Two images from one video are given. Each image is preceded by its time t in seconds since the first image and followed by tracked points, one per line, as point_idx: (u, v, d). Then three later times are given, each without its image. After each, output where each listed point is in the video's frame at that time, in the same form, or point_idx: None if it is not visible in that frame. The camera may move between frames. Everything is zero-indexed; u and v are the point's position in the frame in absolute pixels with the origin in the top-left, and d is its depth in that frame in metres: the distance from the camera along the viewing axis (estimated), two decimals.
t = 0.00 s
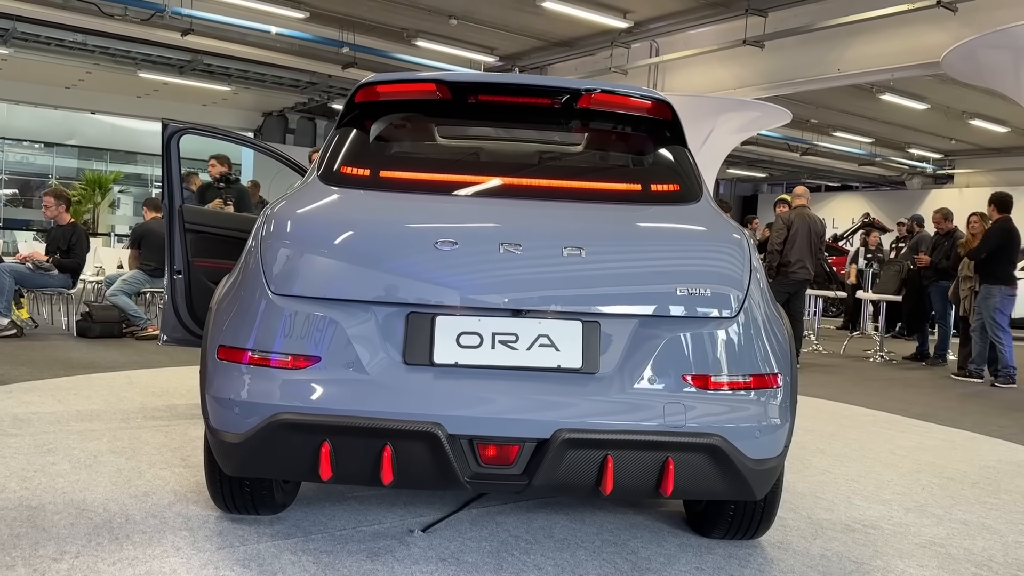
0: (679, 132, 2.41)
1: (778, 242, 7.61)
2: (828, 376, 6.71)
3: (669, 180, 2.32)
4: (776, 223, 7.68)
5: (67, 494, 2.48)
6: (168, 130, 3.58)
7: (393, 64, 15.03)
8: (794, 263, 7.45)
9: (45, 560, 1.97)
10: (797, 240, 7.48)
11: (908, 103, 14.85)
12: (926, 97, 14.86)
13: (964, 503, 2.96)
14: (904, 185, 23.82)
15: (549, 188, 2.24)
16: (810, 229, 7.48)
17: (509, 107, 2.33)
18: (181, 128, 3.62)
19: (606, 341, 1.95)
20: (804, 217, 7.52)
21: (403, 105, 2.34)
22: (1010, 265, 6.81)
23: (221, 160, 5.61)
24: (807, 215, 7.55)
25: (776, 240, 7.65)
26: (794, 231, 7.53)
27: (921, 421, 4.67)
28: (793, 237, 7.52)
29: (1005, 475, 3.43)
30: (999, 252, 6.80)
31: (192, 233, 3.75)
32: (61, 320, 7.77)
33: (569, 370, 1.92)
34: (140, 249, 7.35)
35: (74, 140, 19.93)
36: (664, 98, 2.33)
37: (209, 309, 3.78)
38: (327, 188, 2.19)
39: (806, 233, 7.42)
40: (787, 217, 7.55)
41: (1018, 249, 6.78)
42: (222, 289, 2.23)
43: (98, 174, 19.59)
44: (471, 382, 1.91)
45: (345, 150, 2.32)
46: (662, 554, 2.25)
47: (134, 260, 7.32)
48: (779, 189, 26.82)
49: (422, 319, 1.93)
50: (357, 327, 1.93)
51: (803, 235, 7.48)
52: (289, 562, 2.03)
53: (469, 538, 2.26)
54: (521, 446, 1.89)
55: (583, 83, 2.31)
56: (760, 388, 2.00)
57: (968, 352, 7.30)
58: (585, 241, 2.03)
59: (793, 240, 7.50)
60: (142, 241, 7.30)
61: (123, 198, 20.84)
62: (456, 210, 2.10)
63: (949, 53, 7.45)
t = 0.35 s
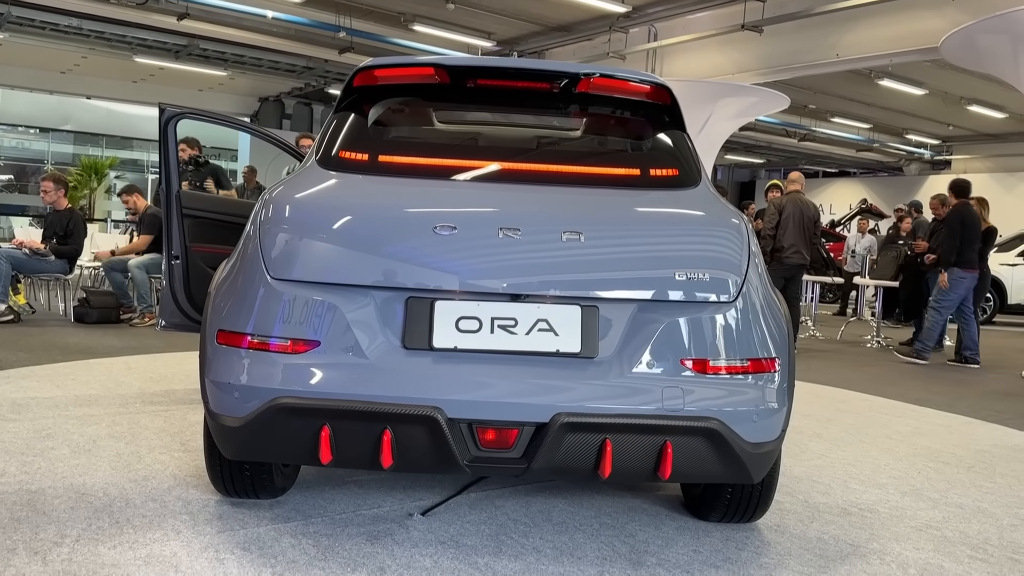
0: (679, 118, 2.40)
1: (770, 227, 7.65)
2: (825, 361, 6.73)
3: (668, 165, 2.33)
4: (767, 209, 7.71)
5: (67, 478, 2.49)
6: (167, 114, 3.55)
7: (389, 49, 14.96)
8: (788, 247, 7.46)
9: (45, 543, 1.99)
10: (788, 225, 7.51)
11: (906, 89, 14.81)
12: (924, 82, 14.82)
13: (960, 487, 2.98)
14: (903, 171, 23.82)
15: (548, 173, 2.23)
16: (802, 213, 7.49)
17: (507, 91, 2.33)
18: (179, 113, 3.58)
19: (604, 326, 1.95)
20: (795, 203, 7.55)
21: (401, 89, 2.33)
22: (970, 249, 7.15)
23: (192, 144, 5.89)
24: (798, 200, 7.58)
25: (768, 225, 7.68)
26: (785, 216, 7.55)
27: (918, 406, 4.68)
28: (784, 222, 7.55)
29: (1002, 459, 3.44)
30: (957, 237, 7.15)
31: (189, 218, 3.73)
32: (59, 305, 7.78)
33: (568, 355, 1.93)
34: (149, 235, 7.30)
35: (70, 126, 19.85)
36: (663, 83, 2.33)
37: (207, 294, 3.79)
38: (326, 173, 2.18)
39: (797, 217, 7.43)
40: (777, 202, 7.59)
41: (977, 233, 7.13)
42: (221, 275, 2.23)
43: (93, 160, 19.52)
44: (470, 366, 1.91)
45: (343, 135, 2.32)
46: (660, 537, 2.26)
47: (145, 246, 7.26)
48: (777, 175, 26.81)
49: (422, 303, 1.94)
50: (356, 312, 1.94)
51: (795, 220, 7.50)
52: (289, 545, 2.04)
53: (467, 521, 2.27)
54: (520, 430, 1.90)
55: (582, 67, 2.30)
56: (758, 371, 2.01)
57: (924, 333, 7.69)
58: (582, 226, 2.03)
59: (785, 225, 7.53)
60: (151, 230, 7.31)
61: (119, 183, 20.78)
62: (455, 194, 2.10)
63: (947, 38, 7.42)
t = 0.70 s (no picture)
0: (684, 84, 2.36)
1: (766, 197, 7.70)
2: (828, 331, 6.72)
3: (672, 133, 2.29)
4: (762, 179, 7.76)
5: (70, 448, 2.48)
6: (164, 82, 3.50)
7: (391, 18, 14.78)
8: (781, 216, 7.51)
9: (48, 512, 1.99)
10: (782, 194, 7.54)
11: (914, 56, 14.65)
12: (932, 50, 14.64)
13: (963, 455, 2.97)
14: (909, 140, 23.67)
15: (549, 141, 2.20)
16: (795, 181, 7.50)
17: (508, 55, 2.29)
18: (178, 81, 3.54)
19: (606, 295, 1.93)
20: (788, 170, 7.55)
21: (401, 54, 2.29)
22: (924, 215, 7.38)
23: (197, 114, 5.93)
24: (792, 168, 7.54)
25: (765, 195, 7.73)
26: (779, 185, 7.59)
27: (922, 375, 4.67)
28: (777, 190, 7.60)
29: (1006, 428, 3.43)
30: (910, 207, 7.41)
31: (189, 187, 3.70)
32: (62, 277, 7.78)
33: (569, 323, 1.92)
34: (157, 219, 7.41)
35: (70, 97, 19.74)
36: (668, 47, 2.29)
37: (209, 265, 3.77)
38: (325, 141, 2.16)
39: (788, 186, 7.46)
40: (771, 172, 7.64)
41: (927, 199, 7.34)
42: (220, 243, 2.21)
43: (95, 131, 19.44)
44: (471, 335, 1.90)
45: (341, 101, 2.28)
46: (662, 506, 2.26)
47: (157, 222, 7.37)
48: (782, 144, 26.65)
49: (422, 272, 1.92)
50: (356, 281, 1.92)
51: (789, 189, 7.53)
52: (291, 513, 2.04)
53: (470, 489, 2.27)
54: (522, 399, 1.89)
55: (585, 31, 2.26)
56: (761, 340, 2.00)
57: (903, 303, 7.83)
58: (584, 193, 2.01)
59: (779, 195, 7.57)
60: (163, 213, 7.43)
61: (121, 155, 20.71)
62: (456, 161, 2.07)
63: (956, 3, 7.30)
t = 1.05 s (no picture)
0: (698, 70, 2.25)
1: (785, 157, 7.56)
2: (846, 296, 6.63)
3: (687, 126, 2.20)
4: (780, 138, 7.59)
5: (76, 447, 2.46)
6: (164, 60, 3.45)
7: None
8: (799, 177, 7.39)
9: (52, 523, 1.96)
10: (800, 154, 7.40)
11: (940, 3, 14.22)
12: None
13: (984, 444, 2.91)
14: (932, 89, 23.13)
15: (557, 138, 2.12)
16: (813, 140, 7.33)
17: (514, 44, 2.17)
18: (177, 58, 3.46)
19: (617, 303, 1.86)
20: (805, 129, 7.37)
21: (404, 43, 2.19)
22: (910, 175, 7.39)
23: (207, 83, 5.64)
24: (811, 127, 7.36)
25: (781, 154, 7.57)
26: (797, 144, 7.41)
27: (943, 348, 4.58)
28: (795, 150, 7.44)
29: None
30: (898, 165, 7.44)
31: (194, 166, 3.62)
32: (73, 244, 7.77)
33: (579, 334, 1.85)
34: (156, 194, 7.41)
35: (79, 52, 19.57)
36: (684, 33, 2.18)
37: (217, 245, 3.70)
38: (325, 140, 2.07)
39: (806, 145, 7.31)
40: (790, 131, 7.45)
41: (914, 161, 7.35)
42: (221, 241, 2.16)
43: (104, 87, 19.29)
44: (476, 347, 1.84)
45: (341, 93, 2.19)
46: (674, 509, 2.22)
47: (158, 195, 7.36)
48: (802, 94, 26.16)
49: (426, 281, 1.85)
50: (358, 289, 1.86)
51: (806, 148, 7.39)
52: (297, 523, 2.00)
53: (478, 492, 2.24)
54: (530, 412, 1.84)
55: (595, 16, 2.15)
56: (779, 347, 1.93)
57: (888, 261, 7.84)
58: (595, 195, 1.92)
59: (797, 154, 7.42)
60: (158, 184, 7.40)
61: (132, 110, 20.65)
62: (461, 161, 1.99)
63: None
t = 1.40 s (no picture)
0: (697, 140, 2.30)
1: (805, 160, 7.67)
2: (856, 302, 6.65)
3: (687, 202, 2.23)
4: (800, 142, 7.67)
5: (96, 512, 2.52)
6: (172, 105, 3.44)
7: None
8: (820, 182, 7.51)
9: None
10: (822, 159, 7.51)
11: None
12: None
13: (987, 487, 2.94)
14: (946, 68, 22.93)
15: (557, 222, 2.16)
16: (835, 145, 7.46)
17: (517, 126, 2.22)
18: (185, 102, 3.45)
19: (618, 395, 1.90)
20: (827, 134, 7.48)
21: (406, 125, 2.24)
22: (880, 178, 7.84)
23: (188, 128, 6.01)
24: (832, 132, 7.48)
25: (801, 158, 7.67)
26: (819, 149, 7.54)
27: (949, 365, 4.61)
28: (816, 154, 7.54)
29: None
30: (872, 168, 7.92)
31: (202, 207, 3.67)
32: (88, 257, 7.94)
33: (580, 426, 1.89)
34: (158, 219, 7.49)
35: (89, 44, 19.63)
36: (681, 111, 2.20)
37: (229, 284, 3.74)
38: (330, 226, 2.12)
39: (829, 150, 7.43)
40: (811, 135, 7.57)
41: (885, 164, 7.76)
42: (233, 317, 2.22)
43: (115, 79, 19.36)
44: (480, 440, 1.88)
45: (347, 176, 2.27)
46: None
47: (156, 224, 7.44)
48: (814, 72, 25.98)
49: (430, 374, 1.89)
50: (363, 382, 1.90)
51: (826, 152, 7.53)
52: None
53: (486, 561, 2.29)
54: (533, 504, 1.88)
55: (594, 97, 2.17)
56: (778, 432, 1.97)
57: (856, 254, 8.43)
58: (597, 281, 1.95)
59: (818, 158, 7.52)
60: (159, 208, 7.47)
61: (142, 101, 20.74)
62: (462, 250, 2.02)
63: None
